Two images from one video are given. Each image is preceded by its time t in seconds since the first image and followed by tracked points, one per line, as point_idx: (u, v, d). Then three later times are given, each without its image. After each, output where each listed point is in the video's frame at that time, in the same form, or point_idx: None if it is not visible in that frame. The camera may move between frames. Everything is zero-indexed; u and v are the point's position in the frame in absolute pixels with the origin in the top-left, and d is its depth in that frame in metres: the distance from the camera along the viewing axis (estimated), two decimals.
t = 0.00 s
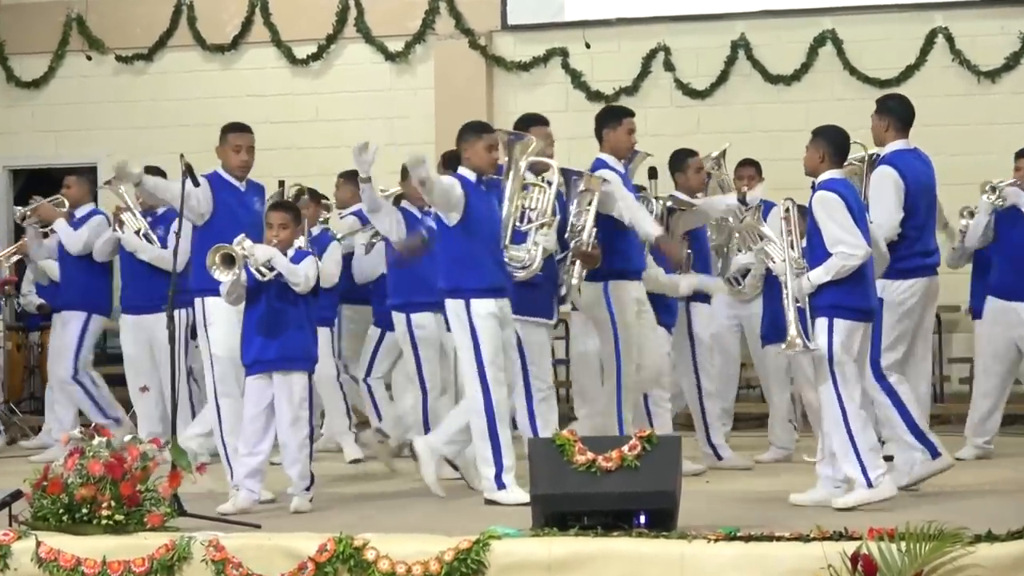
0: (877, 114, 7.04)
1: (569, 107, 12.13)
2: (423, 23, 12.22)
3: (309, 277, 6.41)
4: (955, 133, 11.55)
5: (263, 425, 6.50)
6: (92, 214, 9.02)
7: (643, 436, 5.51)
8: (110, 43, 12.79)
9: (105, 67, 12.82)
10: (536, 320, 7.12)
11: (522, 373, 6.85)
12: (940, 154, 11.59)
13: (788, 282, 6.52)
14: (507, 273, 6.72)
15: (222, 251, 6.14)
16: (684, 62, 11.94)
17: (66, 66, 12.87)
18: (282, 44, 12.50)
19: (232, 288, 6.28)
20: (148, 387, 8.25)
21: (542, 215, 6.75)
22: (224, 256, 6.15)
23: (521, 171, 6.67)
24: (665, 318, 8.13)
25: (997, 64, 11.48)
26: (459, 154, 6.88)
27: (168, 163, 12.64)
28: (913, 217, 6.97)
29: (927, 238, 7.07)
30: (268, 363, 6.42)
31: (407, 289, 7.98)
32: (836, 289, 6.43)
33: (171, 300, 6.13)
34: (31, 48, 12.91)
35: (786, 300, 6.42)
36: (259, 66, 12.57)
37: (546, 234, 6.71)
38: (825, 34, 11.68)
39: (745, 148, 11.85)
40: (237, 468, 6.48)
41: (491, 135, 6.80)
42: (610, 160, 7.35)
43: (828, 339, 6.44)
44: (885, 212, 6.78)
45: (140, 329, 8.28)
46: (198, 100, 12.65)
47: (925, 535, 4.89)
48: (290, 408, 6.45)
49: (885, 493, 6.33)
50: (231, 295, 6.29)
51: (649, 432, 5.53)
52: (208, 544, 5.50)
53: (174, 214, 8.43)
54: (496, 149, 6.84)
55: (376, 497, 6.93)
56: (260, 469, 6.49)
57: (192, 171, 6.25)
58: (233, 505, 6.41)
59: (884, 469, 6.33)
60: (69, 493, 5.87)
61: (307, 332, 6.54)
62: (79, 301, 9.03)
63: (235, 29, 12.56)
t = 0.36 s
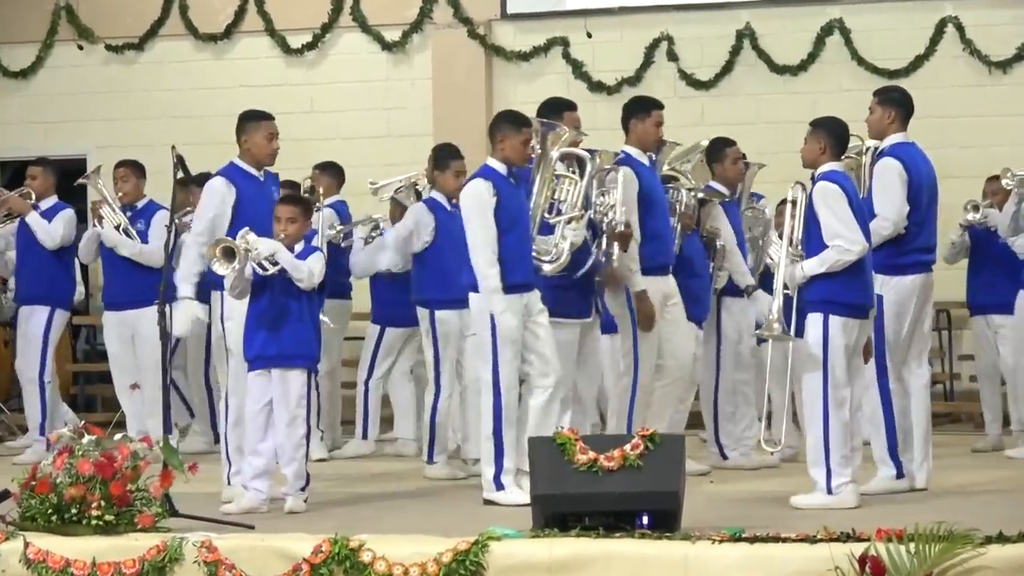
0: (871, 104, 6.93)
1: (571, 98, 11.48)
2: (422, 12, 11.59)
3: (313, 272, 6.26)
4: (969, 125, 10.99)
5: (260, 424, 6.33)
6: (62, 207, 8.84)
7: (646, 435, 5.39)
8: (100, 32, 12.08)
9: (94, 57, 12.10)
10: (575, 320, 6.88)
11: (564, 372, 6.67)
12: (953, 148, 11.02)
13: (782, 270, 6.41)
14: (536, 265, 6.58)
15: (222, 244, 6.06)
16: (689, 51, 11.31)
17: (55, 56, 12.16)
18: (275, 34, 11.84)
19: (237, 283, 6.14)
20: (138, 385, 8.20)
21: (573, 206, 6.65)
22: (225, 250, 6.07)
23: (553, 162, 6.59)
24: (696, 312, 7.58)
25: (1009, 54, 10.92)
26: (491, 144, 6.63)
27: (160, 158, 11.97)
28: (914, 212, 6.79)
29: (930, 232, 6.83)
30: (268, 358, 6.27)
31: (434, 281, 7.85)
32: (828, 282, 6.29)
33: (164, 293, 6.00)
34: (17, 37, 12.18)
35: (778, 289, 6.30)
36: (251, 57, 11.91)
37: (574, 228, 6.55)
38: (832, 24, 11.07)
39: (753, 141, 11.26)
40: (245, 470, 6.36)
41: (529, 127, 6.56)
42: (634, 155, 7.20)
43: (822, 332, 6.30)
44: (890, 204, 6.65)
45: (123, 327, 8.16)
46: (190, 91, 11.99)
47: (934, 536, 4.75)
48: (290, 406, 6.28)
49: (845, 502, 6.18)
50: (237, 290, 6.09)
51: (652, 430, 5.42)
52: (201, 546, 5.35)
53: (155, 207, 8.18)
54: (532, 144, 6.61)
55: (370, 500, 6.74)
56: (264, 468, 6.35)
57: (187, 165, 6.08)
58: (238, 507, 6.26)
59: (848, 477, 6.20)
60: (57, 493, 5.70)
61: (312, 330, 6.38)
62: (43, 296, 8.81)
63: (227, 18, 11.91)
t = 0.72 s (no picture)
0: (880, 100, 6.69)
1: (577, 90, 11.26)
2: (425, 4, 11.41)
3: (308, 268, 6.09)
4: (982, 119, 10.74)
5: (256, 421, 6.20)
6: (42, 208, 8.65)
7: (655, 438, 5.22)
8: (96, 24, 11.92)
9: (90, 50, 11.94)
10: (615, 320, 6.71)
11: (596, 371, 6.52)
12: (968, 143, 10.76)
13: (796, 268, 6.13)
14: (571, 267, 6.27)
15: (211, 236, 5.88)
16: (698, 44, 11.08)
17: (51, 48, 12.00)
18: (275, 26, 11.63)
19: (233, 277, 5.96)
20: (134, 385, 7.97)
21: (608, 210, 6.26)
22: (215, 240, 5.87)
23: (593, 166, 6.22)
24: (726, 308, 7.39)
25: None
26: (528, 139, 6.38)
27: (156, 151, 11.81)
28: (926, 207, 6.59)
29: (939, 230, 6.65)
30: (267, 353, 6.11)
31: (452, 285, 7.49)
32: (839, 278, 6.11)
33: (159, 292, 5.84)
34: (13, 29, 12.03)
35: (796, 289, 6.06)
36: (251, 50, 11.72)
37: (614, 229, 6.27)
38: (846, 16, 10.83)
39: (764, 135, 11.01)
40: (236, 458, 6.20)
41: (567, 122, 6.32)
42: (670, 148, 6.87)
43: (832, 330, 6.13)
44: (913, 201, 6.43)
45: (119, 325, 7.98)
46: (187, 84, 11.81)
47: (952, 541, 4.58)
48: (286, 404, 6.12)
49: (844, 504, 6.00)
50: (232, 284, 5.96)
51: (661, 432, 5.26)
52: (200, 550, 5.17)
53: (154, 202, 7.96)
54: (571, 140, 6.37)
55: (369, 503, 6.58)
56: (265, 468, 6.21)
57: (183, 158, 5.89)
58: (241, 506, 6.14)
59: (850, 480, 6.02)
60: (53, 497, 5.45)
61: (313, 328, 6.21)
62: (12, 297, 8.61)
63: (226, 10, 11.71)
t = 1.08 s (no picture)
0: (936, 89, 6.14)
1: (637, 84, 10.96)
2: None
3: (351, 265, 5.75)
4: None
5: (314, 429, 5.91)
6: (61, 210, 7.80)
7: (721, 439, 4.92)
8: (146, 16, 11.56)
9: (141, 42, 11.59)
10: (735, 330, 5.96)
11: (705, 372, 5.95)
12: None
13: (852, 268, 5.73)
14: (701, 265, 5.60)
15: (253, 237, 5.67)
16: (762, 35, 10.75)
17: (99, 41, 11.66)
18: (328, 17, 11.32)
19: (272, 278, 5.73)
20: (187, 385, 7.70)
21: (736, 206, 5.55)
22: (256, 241, 5.68)
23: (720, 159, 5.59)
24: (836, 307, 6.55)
25: None
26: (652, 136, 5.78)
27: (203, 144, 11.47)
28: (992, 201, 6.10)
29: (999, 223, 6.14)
30: (309, 356, 5.78)
31: (523, 298, 7.42)
32: (900, 280, 5.64)
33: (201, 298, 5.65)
34: (62, 23, 11.69)
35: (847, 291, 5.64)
36: (303, 43, 11.38)
37: (744, 224, 5.56)
38: (914, 6, 10.52)
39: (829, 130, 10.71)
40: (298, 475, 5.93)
41: (691, 114, 5.72)
42: (789, 141, 6.16)
43: (890, 337, 5.65)
44: (970, 198, 5.90)
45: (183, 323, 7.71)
46: (236, 77, 11.49)
47: None
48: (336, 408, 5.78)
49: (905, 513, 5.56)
50: (271, 284, 5.74)
51: (726, 434, 4.95)
52: (254, 554, 5.01)
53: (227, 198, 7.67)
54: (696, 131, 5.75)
55: (421, 506, 6.36)
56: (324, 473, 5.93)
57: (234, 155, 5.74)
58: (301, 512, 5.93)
59: (912, 488, 5.57)
60: (104, 500, 5.29)
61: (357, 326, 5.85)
62: (28, 300, 7.65)
63: (278, 2, 11.42)
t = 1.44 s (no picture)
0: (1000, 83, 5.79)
1: (704, 79, 10.16)
2: None
3: (398, 265, 5.57)
4: None
5: (370, 432, 5.70)
6: (88, 199, 7.35)
7: (790, 444, 4.60)
8: (202, 11, 10.81)
9: (195, 38, 10.85)
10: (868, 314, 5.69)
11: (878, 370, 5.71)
12: None
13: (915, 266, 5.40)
14: (820, 259, 5.47)
15: (298, 242, 5.43)
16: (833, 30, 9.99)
17: (154, 36, 10.91)
18: (387, 12, 10.54)
19: (318, 282, 5.56)
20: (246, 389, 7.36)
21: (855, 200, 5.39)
22: (302, 247, 5.44)
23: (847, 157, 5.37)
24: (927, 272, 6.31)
25: None
26: (770, 124, 5.60)
27: (262, 143, 10.71)
28: None
29: None
30: (360, 360, 5.60)
31: (617, 299, 7.34)
32: (969, 277, 5.30)
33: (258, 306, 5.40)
34: (117, 18, 10.93)
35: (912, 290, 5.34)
36: (363, 38, 10.63)
37: (862, 220, 5.44)
38: None
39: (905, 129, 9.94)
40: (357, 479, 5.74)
41: (811, 103, 5.53)
42: (901, 134, 5.84)
43: (959, 335, 5.33)
44: None
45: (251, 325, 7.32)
46: (292, 74, 10.73)
47: None
48: (391, 410, 5.58)
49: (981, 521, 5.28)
50: (317, 288, 5.57)
51: (795, 438, 4.63)
52: (313, 562, 4.84)
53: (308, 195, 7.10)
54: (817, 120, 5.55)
55: (477, 513, 6.10)
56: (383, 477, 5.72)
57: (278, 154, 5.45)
58: (361, 517, 5.71)
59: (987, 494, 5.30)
60: (158, 507, 5.12)
61: (406, 324, 5.68)
62: (55, 296, 7.28)
63: None
